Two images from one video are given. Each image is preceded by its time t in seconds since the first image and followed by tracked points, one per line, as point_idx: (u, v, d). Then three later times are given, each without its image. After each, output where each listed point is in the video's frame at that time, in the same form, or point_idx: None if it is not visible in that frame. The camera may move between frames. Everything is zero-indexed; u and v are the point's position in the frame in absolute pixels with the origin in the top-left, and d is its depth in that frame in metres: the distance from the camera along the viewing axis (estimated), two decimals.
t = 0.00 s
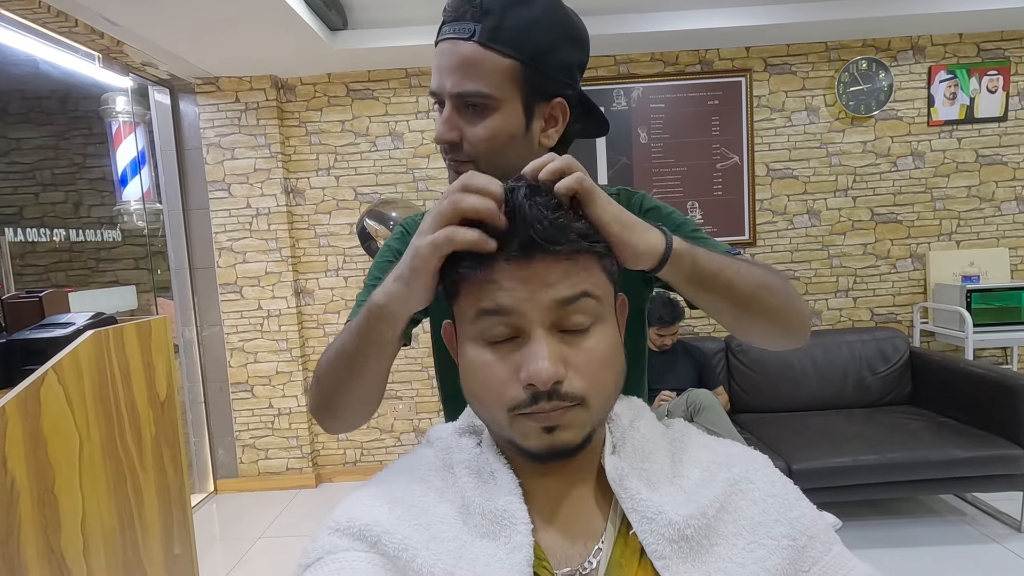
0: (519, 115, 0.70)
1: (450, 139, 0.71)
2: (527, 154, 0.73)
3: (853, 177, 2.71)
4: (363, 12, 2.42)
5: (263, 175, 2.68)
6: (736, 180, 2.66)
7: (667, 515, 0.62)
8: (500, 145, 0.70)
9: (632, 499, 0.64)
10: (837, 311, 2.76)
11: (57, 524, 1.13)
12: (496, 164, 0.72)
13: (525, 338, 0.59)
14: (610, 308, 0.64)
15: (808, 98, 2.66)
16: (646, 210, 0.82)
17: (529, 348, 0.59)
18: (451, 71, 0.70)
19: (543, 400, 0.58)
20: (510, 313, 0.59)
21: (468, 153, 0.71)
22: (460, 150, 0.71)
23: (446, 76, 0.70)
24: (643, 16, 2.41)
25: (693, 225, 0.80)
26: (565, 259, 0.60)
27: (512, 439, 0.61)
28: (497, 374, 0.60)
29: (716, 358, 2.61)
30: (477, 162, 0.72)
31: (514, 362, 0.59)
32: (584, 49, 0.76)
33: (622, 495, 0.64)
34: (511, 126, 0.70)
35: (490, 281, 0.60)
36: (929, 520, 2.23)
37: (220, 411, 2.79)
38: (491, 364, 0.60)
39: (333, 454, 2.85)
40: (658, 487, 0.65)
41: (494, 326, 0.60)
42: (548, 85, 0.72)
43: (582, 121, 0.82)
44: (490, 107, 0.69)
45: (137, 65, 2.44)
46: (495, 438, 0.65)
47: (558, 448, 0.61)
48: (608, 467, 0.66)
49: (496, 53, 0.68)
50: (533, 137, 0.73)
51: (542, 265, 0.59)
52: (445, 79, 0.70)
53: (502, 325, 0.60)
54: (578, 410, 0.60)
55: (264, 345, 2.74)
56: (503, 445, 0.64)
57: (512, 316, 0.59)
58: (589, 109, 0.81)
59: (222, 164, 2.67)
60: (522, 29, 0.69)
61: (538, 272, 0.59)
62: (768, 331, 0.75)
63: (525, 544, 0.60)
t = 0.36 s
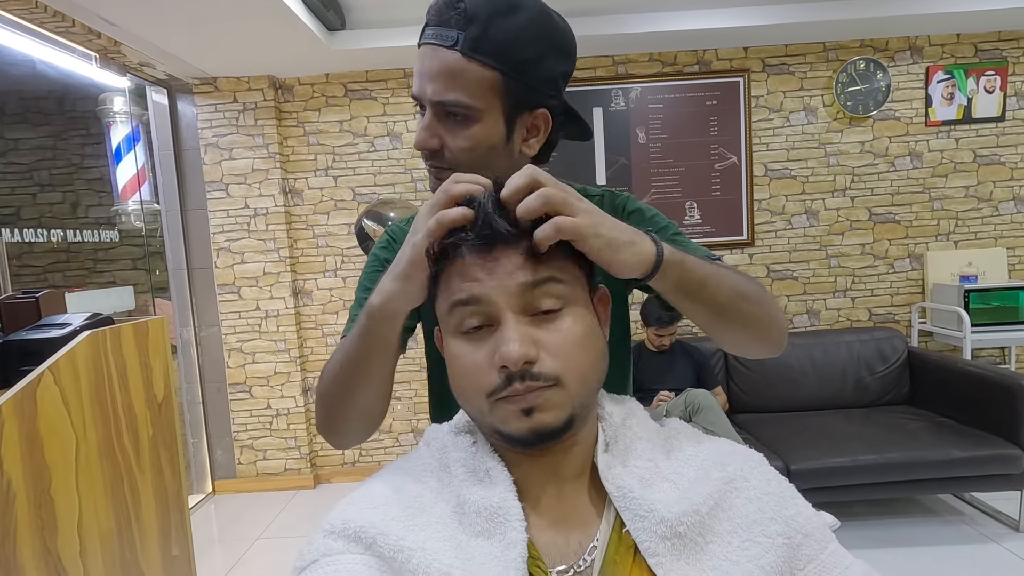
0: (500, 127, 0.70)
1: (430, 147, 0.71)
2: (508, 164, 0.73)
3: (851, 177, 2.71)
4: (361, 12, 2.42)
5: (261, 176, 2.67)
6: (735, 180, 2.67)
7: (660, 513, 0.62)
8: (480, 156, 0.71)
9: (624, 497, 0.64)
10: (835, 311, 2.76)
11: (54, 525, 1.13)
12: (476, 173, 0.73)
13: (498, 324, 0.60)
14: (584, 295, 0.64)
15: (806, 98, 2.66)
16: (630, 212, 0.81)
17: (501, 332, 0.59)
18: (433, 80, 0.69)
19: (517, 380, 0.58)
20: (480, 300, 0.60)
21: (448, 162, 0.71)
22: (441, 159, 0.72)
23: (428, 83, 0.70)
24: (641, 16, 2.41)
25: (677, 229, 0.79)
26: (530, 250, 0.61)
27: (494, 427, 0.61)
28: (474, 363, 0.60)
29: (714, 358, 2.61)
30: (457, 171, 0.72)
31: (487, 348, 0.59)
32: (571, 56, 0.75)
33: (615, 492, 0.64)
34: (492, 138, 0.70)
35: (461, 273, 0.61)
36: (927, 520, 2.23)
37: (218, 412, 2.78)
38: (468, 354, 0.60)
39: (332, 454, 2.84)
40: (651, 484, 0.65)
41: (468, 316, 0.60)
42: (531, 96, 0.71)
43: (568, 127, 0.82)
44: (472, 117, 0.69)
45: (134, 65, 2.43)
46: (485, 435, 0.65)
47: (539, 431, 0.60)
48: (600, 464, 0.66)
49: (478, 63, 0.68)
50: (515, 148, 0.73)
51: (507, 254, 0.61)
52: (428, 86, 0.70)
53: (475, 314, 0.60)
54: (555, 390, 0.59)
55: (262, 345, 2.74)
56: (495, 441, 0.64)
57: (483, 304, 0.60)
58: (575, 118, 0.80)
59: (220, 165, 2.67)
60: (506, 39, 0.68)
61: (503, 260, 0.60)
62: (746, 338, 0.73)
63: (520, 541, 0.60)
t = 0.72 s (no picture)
0: (496, 116, 0.71)
1: (427, 141, 0.70)
2: (505, 154, 0.73)
3: (851, 177, 2.71)
4: (361, 12, 2.42)
5: (261, 176, 2.67)
6: (735, 180, 2.67)
7: (665, 512, 0.62)
8: (477, 147, 0.71)
9: (629, 496, 0.64)
10: (835, 311, 2.76)
11: (56, 526, 1.13)
12: (473, 165, 0.72)
13: (501, 324, 0.60)
14: (591, 298, 0.64)
15: (806, 98, 2.67)
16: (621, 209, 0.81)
17: (504, 333, 0.59)
18: (427, 73, 0.69)
19: (517, 383, 0.58)
20: (485, 299, 0.60)
21: (446, 154, 0.71)
22: (437, 152, 0.71)
23: (421, 78, 0.70)
24: (641, 17, 2.41)
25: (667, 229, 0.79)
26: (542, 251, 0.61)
27: (493, 426, 0.61)
28: (476, 362, 0.60)
29: (714, 358, 2.61)
30: (454, 163, 0.71)
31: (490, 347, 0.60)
32: (555, 47, 0.77)
33: (620, 492, 0.64)
34: (489, 127, 0.70)
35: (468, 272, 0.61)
36: (927, 519, 2.23)
37: (218, 412, 2.78)
38: (471, 352, 0.61)
39: (332, 455, 2.84)
40: (657, 484, 0.65)
41: (472, 314, 0.61)
42: (523, 84, 0.72)
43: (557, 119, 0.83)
44: (468, 107, 0.69)
45: (134, 65, 2.43)
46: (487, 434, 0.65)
47: (537, 434, 0.60)
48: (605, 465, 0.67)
49: (472, 54, 0.68)
50: (510, 138, 0.73)
51: (518, 255, 0.60)
52: (421, 79, 0.70)
53: (480, 312, 0.61)
54: (553, 395, 0.59)
55: (263, 346, 2.73)
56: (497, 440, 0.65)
57: (488, 303, 0.60)
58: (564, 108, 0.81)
59: (220, 165, 2.67)
60: (496, 29, 0.69)
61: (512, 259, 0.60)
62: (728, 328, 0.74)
63: (526, 540, 0.61)
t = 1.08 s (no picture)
0: (521, 102, 0.75)
1: (461, 122, 0.72)
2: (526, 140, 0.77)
3: (855, 177, 2.71)
4: (367, 12, 2.43)
5: (267, 175, 2.68)
6: (739, 180, 2.67)
7: (681, 505, 0.63)
8: (506, 129, 0.73)
9: (645, 488, 0.64)
10: (839, 311, 2.76)
11: (67, 521, 1.14)
12: (501, 148, 0.74)
13: (550, 314, 0.61)
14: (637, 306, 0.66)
15: (810, 98, 2.67)
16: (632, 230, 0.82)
17: (555, 324, 0.60)
18: (459, 60, 0.73)
19: (561, 374, 0.60)
20: (540, 287, 0.61)
21: (478, 135, 0.72)
22: (469, 133, 0.72)
23: (453, 65, 0.73)
24: (646, 17, 2.42)
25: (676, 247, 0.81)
26: (603, 249, 0.62)
27: (524, 414, 0.62)
28: (519, 346, 0.61)
29: (718, 358, 2.62)
30: (485, 144, 0.73)
31: (537, 335, 0.61)
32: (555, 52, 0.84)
33: (637, 486, 0.65)
34: (517, 110, 0.74)
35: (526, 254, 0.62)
36: (931, 519, 2.23)
37: (223, 411, 2.79)
38: (515, 336, 0.61)
39: (337, 454, 2.85)
40: (672, 477, 0.66)
41: (522, 297, 0.61)
42: (539, 76, 0.78)
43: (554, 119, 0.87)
44: (498, 92, 0.73)
45: (141, 66, 2.45)
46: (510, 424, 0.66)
47: (569, 428, 0.61)
48: (621, 459, 0.67)
49: (502, 43, 0.73)
50: (529, 125, 0.78)
51: (580, 247, 0.62)
52: (453, 66, 0.73)
53: (529, 298, 0.61)
54: (593, 392, 0.60)
55: (268, 345, 2.74)
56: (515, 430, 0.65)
57: (541, 290, 0.61)
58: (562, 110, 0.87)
59: (226, 165, 2.68)
60: (520, 26, 0.75)
61: (574, 251, 0.61)
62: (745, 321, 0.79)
63: (541, 533, 0.61)
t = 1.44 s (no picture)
0: (550, 126, 1.01)
1: (511, 136, 0.95)
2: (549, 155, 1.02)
3: (858, 179, 2.71)
4: (370, 14, 2.43)
5: (270, 176, 2.69)
6: (742, 182, 2.67)
7: (691, 510, 0.63)
8: (541, 145, 0.99)
9: (656, 493, 0.65)
10: (842, 313, 2.76)
11: (71, 521, 1.14)
12: (536, 159, 0.99)
13: (582, 343, 0.59)
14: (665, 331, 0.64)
15: (813, 100, 2.67)
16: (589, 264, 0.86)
17: (587, 354, 0.59)
18: (510, 90, 0.97)
19: (591, 406, 0.58)
20: (572, 315, 0.59)
21: (521, 147, 0.96)
22: (515, 144, 0.96)
23: (506, 93, 0.97)
24: (649, 19, 2.42)
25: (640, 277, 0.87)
26: (639, 277, 0.60)
27: (548, 438, 0.61)
28: (547, 373, 0.59)
29: (721, 360, 2.61)
30: (525, 154, 0.97)
31: (567, 364, 0.59)
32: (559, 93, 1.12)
33: (648, 491, 0.65)
34: (548, 132, 1.00)
35: (560, 278, 0.59)
36: (935, 522, 2.23)
37: (226, 412, 2.79)
38: (544, 361, 0.60)
39: (338, 455, 2.85)
40: (681, 483, 0.66)
41: (553, 324, 0.59)
42: (558, 110, 1.04)
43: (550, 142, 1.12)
44: (536, 118, 0.99)
45: (145, 67, 2.45)
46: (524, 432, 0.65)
47: (592, 455, 0.61)
48: (632, 465, 0.66)
49: (540, 81, 1.00)
50: (551, 143, 1.03)
51: (617, 276, 0.59)
52: (505, 93, 0.97)
53: (560, 325, 0.59)
54: (621, 424, 0.60)
55: (271, 346, 2.75)
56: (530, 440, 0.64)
57: (574, 319, 0.59)
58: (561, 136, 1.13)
59: (229, 165, 2.68)
60: (549, 70, 1.02)
61: (610, 282, 0.59)
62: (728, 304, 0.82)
63: (549, 539, 0.61)
